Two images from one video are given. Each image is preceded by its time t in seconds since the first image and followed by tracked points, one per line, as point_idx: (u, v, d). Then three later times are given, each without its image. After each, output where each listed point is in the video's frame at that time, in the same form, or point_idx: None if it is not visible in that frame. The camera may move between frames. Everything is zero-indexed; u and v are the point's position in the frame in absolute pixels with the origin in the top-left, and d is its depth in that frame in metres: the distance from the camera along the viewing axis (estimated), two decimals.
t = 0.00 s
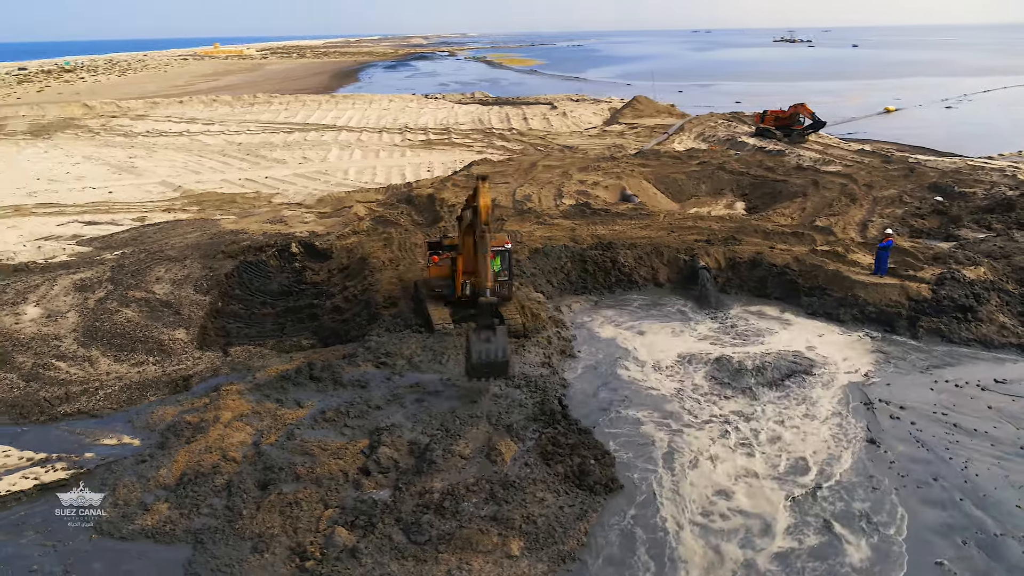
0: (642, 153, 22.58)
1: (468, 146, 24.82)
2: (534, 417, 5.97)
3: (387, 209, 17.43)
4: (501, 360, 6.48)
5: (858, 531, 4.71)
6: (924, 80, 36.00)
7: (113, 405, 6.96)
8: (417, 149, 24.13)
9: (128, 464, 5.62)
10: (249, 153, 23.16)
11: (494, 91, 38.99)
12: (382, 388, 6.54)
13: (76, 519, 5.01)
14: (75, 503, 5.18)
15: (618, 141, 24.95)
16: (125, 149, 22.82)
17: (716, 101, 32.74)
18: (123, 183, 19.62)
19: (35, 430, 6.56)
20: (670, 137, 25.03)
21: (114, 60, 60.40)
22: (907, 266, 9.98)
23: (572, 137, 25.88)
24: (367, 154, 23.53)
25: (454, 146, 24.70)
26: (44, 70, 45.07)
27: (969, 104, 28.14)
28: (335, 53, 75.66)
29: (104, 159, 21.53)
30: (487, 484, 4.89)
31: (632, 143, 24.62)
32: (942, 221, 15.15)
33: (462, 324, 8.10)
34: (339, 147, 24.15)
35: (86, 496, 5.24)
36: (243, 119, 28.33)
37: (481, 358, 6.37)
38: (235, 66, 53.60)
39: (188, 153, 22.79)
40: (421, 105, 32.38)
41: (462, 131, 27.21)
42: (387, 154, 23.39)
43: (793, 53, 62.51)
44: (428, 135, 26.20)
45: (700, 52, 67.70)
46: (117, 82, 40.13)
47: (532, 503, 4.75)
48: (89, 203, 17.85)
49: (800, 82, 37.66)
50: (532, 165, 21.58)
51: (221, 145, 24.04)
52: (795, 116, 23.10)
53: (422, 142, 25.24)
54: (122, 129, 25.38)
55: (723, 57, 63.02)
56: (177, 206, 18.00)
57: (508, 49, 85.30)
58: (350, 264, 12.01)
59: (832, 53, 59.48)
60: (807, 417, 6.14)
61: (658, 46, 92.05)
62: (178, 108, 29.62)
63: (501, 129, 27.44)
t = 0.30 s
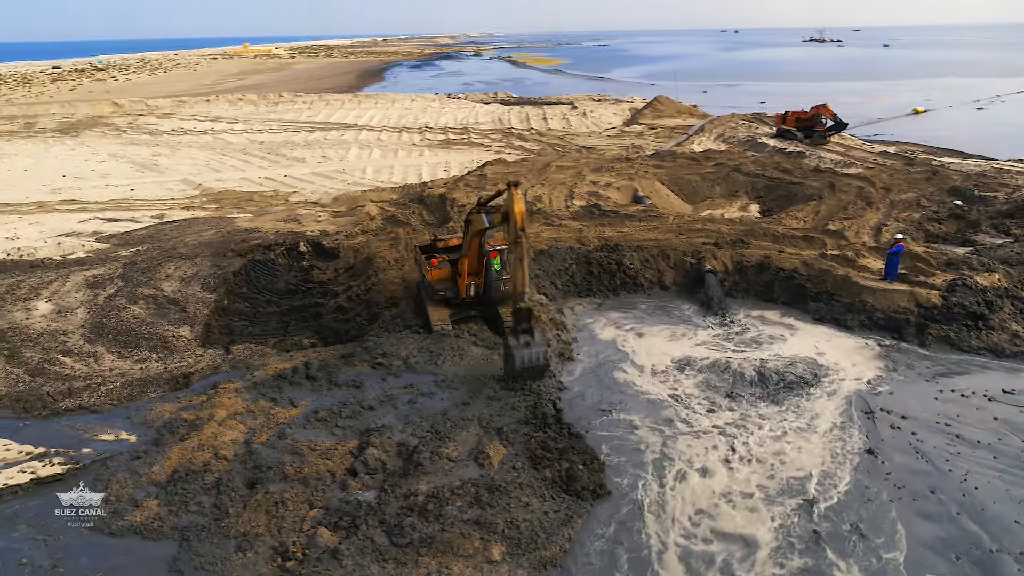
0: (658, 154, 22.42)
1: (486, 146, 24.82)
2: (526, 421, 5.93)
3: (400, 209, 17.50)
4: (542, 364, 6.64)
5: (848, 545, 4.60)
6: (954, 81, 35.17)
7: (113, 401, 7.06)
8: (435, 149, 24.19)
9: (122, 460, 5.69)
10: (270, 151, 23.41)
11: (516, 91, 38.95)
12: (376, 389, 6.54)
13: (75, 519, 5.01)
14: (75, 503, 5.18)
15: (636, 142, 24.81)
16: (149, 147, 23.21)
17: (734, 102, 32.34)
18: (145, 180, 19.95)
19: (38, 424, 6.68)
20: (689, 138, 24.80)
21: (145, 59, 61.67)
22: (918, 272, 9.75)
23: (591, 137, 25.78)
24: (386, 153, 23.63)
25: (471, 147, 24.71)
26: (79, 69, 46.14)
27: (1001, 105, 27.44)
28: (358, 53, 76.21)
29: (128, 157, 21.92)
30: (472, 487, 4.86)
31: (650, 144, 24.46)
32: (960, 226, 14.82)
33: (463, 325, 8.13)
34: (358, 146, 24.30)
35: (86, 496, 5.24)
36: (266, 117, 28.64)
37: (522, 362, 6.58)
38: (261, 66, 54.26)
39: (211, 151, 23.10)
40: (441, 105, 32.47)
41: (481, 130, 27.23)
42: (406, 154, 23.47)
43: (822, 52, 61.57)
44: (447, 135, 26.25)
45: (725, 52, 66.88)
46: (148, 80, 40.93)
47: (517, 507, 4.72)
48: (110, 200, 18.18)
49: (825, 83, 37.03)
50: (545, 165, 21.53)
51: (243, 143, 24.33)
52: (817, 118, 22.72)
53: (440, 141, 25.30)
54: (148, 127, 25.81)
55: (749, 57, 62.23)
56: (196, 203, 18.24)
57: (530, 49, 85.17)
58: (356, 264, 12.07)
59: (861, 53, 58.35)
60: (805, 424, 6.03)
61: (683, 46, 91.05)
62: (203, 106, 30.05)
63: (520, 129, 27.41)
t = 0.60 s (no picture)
0: (671, 155, 22.28)
1: (502, 146, 24.81)
2: (517, 424, 5.90)
3: (409, 209, 17.55)
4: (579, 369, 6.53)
5: (838, 557, 4.52)
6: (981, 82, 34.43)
7: (114, 398, 7.13)
8: (450, 149, 24.24)
9: (118, 457, 5.74)
10: (288, 150, 23.62)
11: (535, 91, 38.88)
12: (371, 390, 6.54)
13: (76, 519, 5.01)
14: (75, 503, 5.18)
15: (652, 143, 24.66)
16: (170, 145, 23.54)
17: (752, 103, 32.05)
18: (164, 178, 20.23)
19: (40, 420, 6.78)
20: (706, 139, 24.59)
21: (172, 58, 62.62)
22: (928, 277, 9.54)
23: (608, 137, 25.68)
24: (402, 153, 23.70)
25: (487, 147, 24.71)
26: (108, 69, 47.01)
27: None
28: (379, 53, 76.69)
29: (149, 155, 22.25)
30: (458, 490, 4.84)
31: (666, 144, 24.31)
32: (975, 230, 14.53)
33: (462, 326, 8.15)
34: (374, 145, 24.42)
35: (86, 496, 5.24)
36: (286, 117, 28.91)
37: (562, 370, 6.51)
38: (285, 65, 54.85)
39: (230, 150, 23.37)
40: (460, 105, 32.51)
41: (498, 130, 27.23)
42: (422, 154, 23.54)
43: (849, 52, 60.71)
44: (463, 135, 26.29)
45: (746, 52, 66.15)
46: (174, 80, 41.55)
47: (502, 512, 4.69)
48: (129, 198, 18.46)
49: (847, 84, 36.46)
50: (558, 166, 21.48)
51: (262, 142, 24.57)
52: (835, 118, 22.36)
53: (456, 141, 25.34)
54: (170, 126, 26.18)
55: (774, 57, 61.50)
56: (212, 202, 18.44)
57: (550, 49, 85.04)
58: (361, 264, 12.11)
59: (887, 53, 57.36)
60: (801, 432, 5.93)
61: (706, 45, 90.19)
62: (225, 105, 30.42)
63: (537, 129, 27.38)
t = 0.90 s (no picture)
0: (686, 156, 22.10)
1: (520, 146, 24.78)
2: (507, 428, 5.87)
3: (421, 208, 17.60)
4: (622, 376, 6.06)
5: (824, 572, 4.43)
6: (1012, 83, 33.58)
7: (114, 395, 7.23)
8: (467, 149, 24.29)
9: (111, 454, 5.81)
10: (307, 149, 23.82)
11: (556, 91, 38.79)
12: (363, 390, 6.55)
13: (76, 519, 5.01)
14: (75, 503, 5.18)
15: (669, 143, 24.49)
16: (192, 143, 23.89)
17: (780, 103, 31.72)
18: (184, 176, 20.52)
19: (41, 415, 6.89)
20: (724, 141, 24.33)
21: (200, 57, 63.66)
22: (939, 284, 9.31)
23: (625, 138, 25.54)
24: (419, 153, 23.78)
25: (504, 147, 24.71)
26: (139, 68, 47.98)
27: None
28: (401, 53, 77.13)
29: (171, 153, 22.59)
30: (441, 494, 4.82)
31: (684, 145, 24.14)
32: (993, 236, 14.21)
33: (460, 326, 8.21)
34: (392, 145, 24.55)
35: (86, 496, 5.25)
36: (308, 116, 29.17)
37: (605, 376, 6.05)
38: (311, 64, 55.46)
39: (250, 149, 23.64)
40: (479, 105, 32.54)
41: (516, 131, 27.23)
42: (439, 154, 23.60)
43: (878, 52, 59.75)
44: (481, 135, 26.32)
45: (771, 53, 65.28)
46: (202, 79, 42.21)
47: (485, 516, 4.66)
48: (149, 195, 18.76)
49: (873, 84, 35.83)
50: (571, 166, 21.41)
51: (282, 141, 24.82)
52: (857, 120, 22.01)
53: (474, 141, 25.37)
54: (194, 124, 26.57)
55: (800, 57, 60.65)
56: (229, 200, 18.66)
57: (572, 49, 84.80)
58: (366, 264, 12.16)
59: (917, 53, 56.23)
60: (796, 441, 5.82)
61: (730, 45, 89.20)
62: (248, 104, 30.80)
63: (555, 129, 27.33)
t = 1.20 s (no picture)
0: (699, 157, 21.94)
1: (535, 146, 24.74)
2: (497, 431, 5.83)
3: (430, 209, 17.63)
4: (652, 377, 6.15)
5: None
6: None
7: (112, 392, 7.30)
8: (482, 149, 24.31)
9: (105, 452, 5.86)
10: (324, 149, 23.98)
11: (576, 91, 38.71)
12: (356, 391, 6.56)
13: (76, 519, 5.02)
14: (75, 503, 5.19)
15: (684, 144, 24.33)
16: (211, 142, 24.17)
17: (798, 104, 31.36)
18: (201, 175, 20.74)
19: (40, 411, 6.98)
20: (741, 142, 24.11)
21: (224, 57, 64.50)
22: (947, 289, 9.10)
23: (641, 139, 25.41)
24: (434, 152, 23.82)
25: (520, 147, 24.70)
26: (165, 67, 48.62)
27: None
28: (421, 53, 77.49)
29: (190, 152, 22.87)
30: (426, 497, 4.80)
31: (701, 146, 23.97)
32: (1008, 241, 13.93)
33: (456, 327, 8.22)
34: (408, 145, 24.63)
35: (86, 496, 5.25)
36: (327, 115, 29.37)
37: (635, 380, 6.13)
38: (333, 64, 55.97)
39: (268, 148, 23.85)
40: (497, 105, 32.53)
41: (532, 131, 27.21)
42: (454, 154, 23.65)
43: (911, 52, 58.67)
44: (497, 135, 26.33)
45: (793, 53, 64.50)
46: (225, 78, 42.67)
47: (468, 521, 4.63)
48: (165, 193, 18.99)
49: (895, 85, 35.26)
50: (583, 167, 21.34)
51: (300, 141, 25.01)
52: (876, 121, 21.69)
53: (489, 141, 25.38)
54: (214, 123, 26.87)
55: (824, 57, 59.87)
56: (244, 199, 18.83)
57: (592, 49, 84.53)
58: (370, 263, 12.19)
59: (944, 53, 55.19)
60: (790, 447, 5.74)
61: (752, 45, 88.30)
62: (268, 104, 31.09)
63: (571, 129, 27.26)
